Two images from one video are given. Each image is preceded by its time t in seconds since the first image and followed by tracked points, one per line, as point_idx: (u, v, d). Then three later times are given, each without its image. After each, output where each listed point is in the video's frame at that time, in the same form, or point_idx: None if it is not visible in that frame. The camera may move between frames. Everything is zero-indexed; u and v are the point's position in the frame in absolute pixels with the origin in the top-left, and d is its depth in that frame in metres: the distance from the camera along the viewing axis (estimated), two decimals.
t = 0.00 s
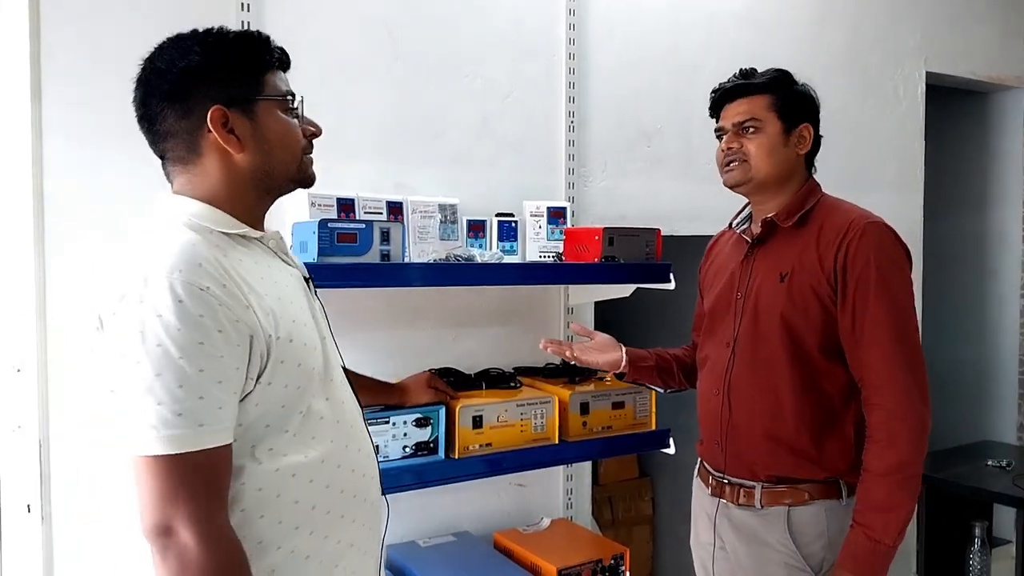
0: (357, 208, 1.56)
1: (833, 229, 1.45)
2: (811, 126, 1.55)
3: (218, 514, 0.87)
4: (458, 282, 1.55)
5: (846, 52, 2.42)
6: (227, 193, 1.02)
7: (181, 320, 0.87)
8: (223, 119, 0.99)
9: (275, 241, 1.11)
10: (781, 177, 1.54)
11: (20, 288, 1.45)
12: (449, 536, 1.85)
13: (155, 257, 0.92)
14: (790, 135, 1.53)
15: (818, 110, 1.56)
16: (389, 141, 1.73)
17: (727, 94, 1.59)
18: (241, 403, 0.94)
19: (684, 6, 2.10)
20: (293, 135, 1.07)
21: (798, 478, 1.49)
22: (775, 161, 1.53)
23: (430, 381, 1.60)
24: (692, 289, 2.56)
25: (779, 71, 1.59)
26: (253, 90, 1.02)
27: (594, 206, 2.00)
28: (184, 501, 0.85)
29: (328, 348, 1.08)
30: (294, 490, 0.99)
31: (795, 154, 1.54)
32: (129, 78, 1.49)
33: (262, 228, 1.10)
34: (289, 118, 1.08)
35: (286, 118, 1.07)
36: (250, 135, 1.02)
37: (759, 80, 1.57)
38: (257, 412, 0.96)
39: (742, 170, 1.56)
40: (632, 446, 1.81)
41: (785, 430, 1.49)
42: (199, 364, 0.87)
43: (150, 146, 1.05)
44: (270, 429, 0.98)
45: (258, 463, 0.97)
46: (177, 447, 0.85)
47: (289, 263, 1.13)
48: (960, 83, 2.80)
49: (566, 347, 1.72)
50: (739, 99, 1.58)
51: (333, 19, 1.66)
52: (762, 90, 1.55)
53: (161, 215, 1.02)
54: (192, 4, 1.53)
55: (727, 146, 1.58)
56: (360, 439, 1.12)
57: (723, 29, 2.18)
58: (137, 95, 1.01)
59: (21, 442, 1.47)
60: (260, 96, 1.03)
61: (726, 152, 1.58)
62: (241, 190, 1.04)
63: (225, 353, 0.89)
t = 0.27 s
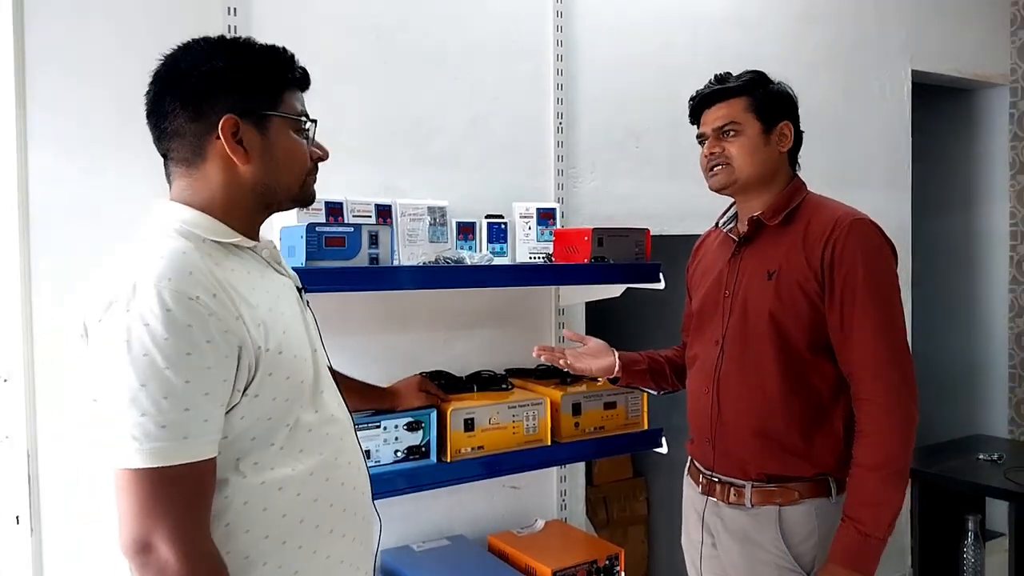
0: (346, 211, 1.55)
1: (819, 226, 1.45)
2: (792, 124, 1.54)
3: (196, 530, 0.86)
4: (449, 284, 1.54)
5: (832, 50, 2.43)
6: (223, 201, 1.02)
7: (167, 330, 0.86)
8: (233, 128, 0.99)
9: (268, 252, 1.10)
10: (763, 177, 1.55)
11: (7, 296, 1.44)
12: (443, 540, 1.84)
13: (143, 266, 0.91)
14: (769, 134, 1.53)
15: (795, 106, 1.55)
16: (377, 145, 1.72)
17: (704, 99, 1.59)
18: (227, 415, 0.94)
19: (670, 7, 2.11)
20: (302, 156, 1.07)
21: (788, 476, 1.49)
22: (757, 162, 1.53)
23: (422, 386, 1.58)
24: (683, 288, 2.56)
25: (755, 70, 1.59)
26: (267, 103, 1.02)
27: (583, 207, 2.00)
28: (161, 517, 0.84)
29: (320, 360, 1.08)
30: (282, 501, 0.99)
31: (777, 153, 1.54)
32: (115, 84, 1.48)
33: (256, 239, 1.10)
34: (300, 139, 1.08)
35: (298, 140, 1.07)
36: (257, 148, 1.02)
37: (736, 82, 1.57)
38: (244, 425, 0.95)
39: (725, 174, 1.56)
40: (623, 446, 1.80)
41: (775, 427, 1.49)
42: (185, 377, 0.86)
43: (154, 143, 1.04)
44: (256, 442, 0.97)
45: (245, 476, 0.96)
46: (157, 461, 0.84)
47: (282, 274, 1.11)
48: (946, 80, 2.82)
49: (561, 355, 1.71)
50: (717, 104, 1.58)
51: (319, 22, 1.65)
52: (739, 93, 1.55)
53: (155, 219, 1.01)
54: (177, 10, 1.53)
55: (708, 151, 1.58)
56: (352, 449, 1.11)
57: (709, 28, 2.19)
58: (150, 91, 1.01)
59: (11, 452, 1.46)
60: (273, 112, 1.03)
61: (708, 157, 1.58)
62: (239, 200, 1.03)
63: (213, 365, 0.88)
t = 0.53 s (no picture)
0: (340, 213, 1.53)
1: (812, 229, 1.46)
2: (789, 129, 1.55)
3: (180, 538, 0.86)
4: (443, 287, 1.54)
5: (827, 54, 2.44)
6: (225, 203, 1.01)
7: (160, 336, 0.86)
8: (247, 133, 0.98)
9: (268, 257, 1.11)
10: (760, 181, 1.55)
11: None
12: (436, 541, 1.84)
13: (138, 270, 0.90)
14: (767, 140, 1.54)
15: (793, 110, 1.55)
16: (371, 146, 1.72)
17: (703, 101, 1.59)
18: (221, 422, 0.94)
19: (665, 10, 2.12)
20: (310, 172, 1.07)
21: (781, 479, 1.49)
22: (753, 167, 1.54)
23: (415, 387, 1.60)
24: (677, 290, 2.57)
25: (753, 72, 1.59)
26: (286, 114, 1.02)
27: (578, 210, 2.01)
28: (147, 523, 0.84)
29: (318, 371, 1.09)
30: (277, 508, 0.99)
31: (773, 158, 1.55)
32: (109, 85, 1.48)
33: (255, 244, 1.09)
34: (312, 156, 1.07)
35: (310, 156, 1.07)
36: (268, 154, 1.01)
37: (735, 86, 1.56)
38: (241, 432, 0.96)
39: (721, 177, 1.57)
40: (616, 449, 1.81)
41: (767, 430, 1.50)
42: (173, 385, 0.86)
43: (167, 136, 1.04)
44: (253, 449, 0.97)
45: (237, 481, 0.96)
46: (144, 469, 0.84)
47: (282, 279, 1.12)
48: (941, 84, 2.83)
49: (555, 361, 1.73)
50: (715, 107, 1.58)
51: (314, 24, 1.65)
52: (738, 96, 1.55)
53: (155, 218, 1.00)
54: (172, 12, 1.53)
55: (706, 154, 1.58)
56: (348, 455, 1.12)
57: (704, 32, 2.19)
58: (172, 83, 1.01)
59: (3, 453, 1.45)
60: (290, 123, 1.03)
61: (704, 160, 1.58)
62: (241, 203, 1.02)
63: (205, 373, 0.88)
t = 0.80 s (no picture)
0: (341, 212, 1.53)
1: (816, 232, 1.46)
2: (788, 130, 1.54)
3: (197, 538, 0.87)
4: (444, 287, 1.55)
5: (829, 56, 2.44)
6: (246, 207, 1.02)
7: (186, 338, 0.87)
8: (273, 140, 0.99)
9: (282, 262, 1.11)
10: (762, 186, 1.55)
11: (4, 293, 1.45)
12: (435, 540, 1.85)
13: (164, 268, 0.91)
14: (764, 143, 1.53)
15: (790, 110, 1.54)
16: (371, 146, 1.73)
17: (698, 110, 1.59)
18: (233, 425, 0.94)
19: (666, 11, 2.12)
20: (330, 180, 1.09)
21: (781, 481, 1.49)
22: (753, 173, 1.54)
23: (415, 386, 1.62)
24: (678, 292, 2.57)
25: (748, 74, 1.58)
26: (311, 124, 1.04)
27: (578, 210, 2.01)
28: (166, 523, 0.85)
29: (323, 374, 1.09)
30: (281, 509, 1.00)
31: (774, 161, 1.54)
32: (112, 83, 1.49)
33: (269, 248, 1.10)
34: (333, 163, 1.09)
35: (331, 164, 1.08)
36: (293, 162, 1.03)
37: (728, 90, 1.56)
38: (251, 435, 0.96)
39: (722, 186, 1.57)
40: (616, 451, 1.81)
41: (767, 432, 1.50)
42: (197, 386, 0.87)
43: (186, 131, 1.03)
44: (257, 451, 0.98)
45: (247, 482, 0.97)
46: (163, 469, 0.85)
47: (292, 285, 1.12)
48: (942, 87, 2.83)
49: (557, 364, 1.74)
50: (710, 115, 1.58)
51: (315, 24, 1.66)
52: (731, 103, 1.54)
53: (171, 214, 1.01)
54: (175, 11, 1.53)
55: (705, 162, 1.59)
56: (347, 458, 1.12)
57: (705, 33, 2.19)
58: (198, 81, 1.00)
59: (6, 449, 1.46)
60: (314, 133, 1.04)
61: (705, 169, 1.59)
62: (262, 209, 1.03)
63: (225, 376, 0.89)
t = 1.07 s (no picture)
0: (343, 216, 1.58)
1: (822, 234, 1.46)
2: (765, 143, 1.51)
3: (208, 536, 0.88)
4: (445, 289, 1.55)
5: (829, 58, 2.44)
6: (244, 211, 1.03)
7: (190, 337, 0.87)
8: (266, 143, 1.00)
9: (280, 264, 1.11)
10: (752, 199, 1.55)
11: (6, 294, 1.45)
12: (436, 543, 1.85)
13: (166, 271, 0.92)
14: (741, 161, 1.52)
15: (768, 119, 1.51)
16: (372, 148, 1.74)
17: (678, 133, 1.60)
18: (237, 426, 0.95)
19: (666, 14, 2.13)
20: (325, 177, 1.09)
21: (785, 485, 1.49)
22: (736, 191, 1.54)
23: (417, 390, 1.62)
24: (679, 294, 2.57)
25: (724, 87, 1.55)
26: (301, 123, 1.04)
27: (578, 213, 2.01)
28: (178, 522, 0.86)
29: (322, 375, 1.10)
30: (284, 509, 1.00)
31: (756, 176, 1.53)
32: (115, 87, 1.50)
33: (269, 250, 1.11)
34: (327, 161, 1.09)
35: (325, 161, 1.09)
36: (287, 163, 1.03)
37: (703, 109, 1.56)
38: (254, 435, 0.97)
39: (711, 206, 1.59)
40: (617, 454, 1.81)
41: (773, 435, 1.49)
42: (204, 386, 0.87)
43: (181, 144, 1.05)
44: (259, 452, 0.98)
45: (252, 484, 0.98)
46: (172, 467, 0.85)
47: (290, 287, 1.13)
48: (944, 89, 2.83)
49: (559, 369, 1.79)
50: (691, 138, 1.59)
51: (317, 27, 1.67)
52: (704, 126, 1.55)
53: (173, 220, 1.01)
54: (177, 15, 1.55)
55: (692, 186, 1.61)
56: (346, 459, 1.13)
57: (705, 36, 2.20)
58: (187, 92, 1.01)
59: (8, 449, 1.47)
60: (305, 132, 1.05)
61: (692, 191, 1.61)
62: (261, 212, 1.04)
63: (230, 373, 0.90)
